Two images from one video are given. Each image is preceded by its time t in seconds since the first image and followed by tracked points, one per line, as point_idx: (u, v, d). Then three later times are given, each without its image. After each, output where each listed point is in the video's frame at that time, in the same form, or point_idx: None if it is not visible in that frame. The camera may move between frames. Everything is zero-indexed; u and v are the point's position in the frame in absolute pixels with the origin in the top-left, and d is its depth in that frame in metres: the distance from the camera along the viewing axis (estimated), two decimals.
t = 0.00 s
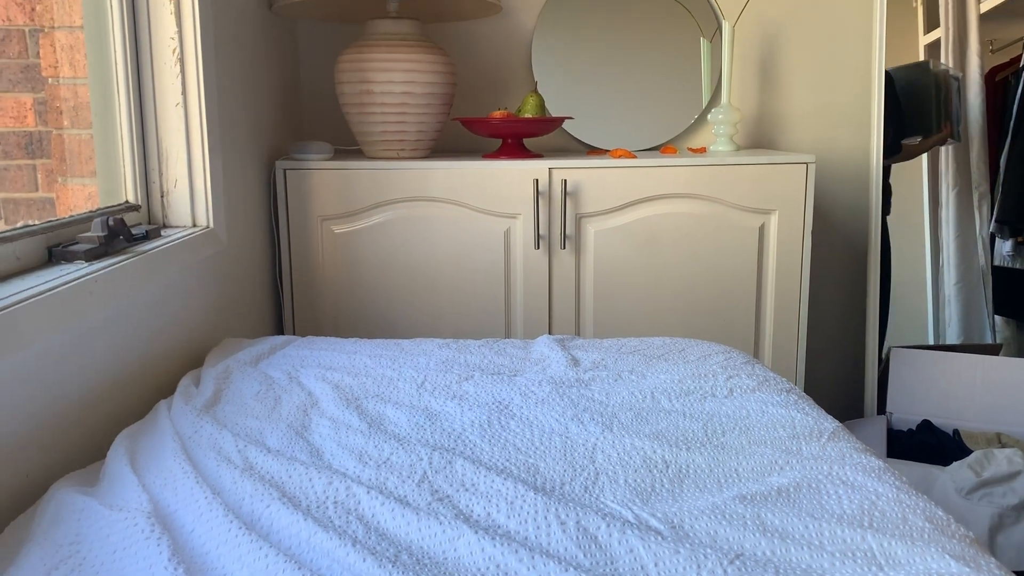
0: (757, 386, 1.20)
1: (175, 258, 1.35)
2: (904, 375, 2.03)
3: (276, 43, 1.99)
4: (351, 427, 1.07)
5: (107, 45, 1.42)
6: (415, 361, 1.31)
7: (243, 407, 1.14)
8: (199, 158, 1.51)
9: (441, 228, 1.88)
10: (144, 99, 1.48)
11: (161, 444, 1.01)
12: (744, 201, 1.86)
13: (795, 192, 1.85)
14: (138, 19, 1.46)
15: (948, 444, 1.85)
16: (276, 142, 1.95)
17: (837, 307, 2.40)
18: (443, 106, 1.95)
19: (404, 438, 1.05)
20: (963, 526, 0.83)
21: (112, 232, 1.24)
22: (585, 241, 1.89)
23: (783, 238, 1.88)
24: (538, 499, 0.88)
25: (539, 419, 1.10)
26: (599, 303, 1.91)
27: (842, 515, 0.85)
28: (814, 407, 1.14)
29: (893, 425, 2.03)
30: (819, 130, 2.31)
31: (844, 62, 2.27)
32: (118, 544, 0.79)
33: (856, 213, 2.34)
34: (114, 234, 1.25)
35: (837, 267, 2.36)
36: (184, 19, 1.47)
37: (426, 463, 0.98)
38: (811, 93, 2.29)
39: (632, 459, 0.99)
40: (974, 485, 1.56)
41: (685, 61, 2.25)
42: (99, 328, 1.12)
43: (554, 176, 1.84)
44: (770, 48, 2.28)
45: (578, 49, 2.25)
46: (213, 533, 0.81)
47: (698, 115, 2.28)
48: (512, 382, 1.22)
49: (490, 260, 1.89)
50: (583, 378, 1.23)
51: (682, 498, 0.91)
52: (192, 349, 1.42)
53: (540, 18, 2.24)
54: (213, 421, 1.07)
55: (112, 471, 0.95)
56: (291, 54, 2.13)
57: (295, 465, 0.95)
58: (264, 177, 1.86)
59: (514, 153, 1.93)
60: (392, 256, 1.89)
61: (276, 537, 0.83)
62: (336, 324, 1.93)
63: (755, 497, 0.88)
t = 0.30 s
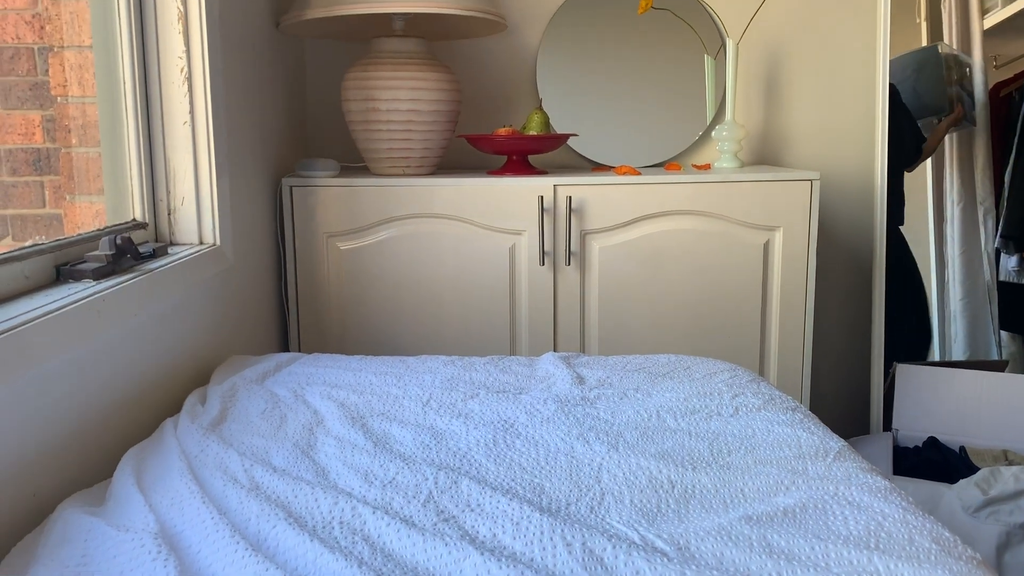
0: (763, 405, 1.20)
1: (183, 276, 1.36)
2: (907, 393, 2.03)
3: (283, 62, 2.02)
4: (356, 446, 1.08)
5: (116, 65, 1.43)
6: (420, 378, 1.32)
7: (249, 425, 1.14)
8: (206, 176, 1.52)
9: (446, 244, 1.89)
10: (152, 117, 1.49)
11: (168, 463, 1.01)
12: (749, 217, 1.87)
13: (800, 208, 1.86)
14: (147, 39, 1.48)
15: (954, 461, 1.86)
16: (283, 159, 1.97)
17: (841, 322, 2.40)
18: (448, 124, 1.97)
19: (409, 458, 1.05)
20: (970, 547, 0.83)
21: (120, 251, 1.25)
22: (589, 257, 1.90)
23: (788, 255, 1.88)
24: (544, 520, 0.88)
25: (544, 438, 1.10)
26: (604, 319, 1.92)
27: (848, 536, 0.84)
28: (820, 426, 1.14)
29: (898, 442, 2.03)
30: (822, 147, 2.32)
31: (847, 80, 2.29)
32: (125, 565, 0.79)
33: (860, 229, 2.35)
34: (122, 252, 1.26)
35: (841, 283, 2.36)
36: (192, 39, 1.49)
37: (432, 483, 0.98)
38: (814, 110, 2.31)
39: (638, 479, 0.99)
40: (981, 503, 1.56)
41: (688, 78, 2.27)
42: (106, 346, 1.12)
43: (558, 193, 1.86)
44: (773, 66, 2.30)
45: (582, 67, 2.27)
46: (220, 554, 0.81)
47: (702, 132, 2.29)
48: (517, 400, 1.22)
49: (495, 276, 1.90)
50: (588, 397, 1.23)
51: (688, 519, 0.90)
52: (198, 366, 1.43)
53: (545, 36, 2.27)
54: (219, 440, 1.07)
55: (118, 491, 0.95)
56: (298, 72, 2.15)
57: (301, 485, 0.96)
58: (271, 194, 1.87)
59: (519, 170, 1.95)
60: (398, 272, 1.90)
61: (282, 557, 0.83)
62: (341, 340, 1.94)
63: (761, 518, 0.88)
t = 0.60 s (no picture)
0: (765, 421, 1.20)
1: (186, 290, 1.36)
2: (908, 408, 2.03)
3: (288, 77, 2.04)
4: (359, 461, 1.08)
5: (121, 79, 1.45)
6: (422, 393, 1.32)
7: (251, 440, 1.14)
8: (211, 190, 1.53)
9: (448, 258, 1.90)
10: (157, 131, 1.50)
11: (171, 479, 1.01)
12: (751, 232, 1.88)
13: (802, 223, 1.87)
14: (152, 54, 1.49)
15: (957, 477, 1.85)
16: (286, 173, 1.98)
17: (842, 337, 2.40)
18: (451, 138, 1.98)
19: (411, 474, 1.05)
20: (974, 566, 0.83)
21: (124, 265, 1.25)
22: (591, 271, 1.90)
23: (790, 270, 1.89)
24: (547, 538, 0.88)
25: (547, 454, 1.10)
26: (606, 333, 1.92)
27: (851, 554, 0.84)
28: (822, 443, 1.14)
29: (901, 457, 2.03)
30: (823, 162, 2.33)
31: (847, 95, 2.30)
32: None
33: (861, 243, 2.35)
34: (126, 266, 1.26)
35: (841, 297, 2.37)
36: (197, 54, 1.50)
37: (434, 499, 0.97)
38: (814, 125, 2.32)
39: (640, 496, 0.98)
40: (984, 519, 1.56)
41: (690, 93, 2.28)
42: (109, 362, 1.12)
43: (561, 208, 1.87)
44: (774, 82, 2.31)
45: (584, 82, 2.28)
46: (223, 571, 0.81)
47: (704, 147, 2.30)
48: (520, 415, 1.22)
49: (498, 290, 1.90)
50: (590, 412, 1.23)
51: (690, 537, 0.90)
52: (199, 380, 1.43)
53: (547, 52, 2.28)
54: (222, 455, 1.07)
55: (121, 507, 0.95)
56: (302, 87, 2.17)
57: (303, 501, 0.95)
58: (274, 208, 1.88)
59: (521, 184, 1.96)
60: (400, 286, 1.91)
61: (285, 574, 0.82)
62: (343, 353, 1.95)
63: (763, 536, 0.88)
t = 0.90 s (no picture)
0: (765, 435, 1.20)
1: (188, 301, 1.37)
2: (909, 422, 2.03)
3: (290, 88, 2.05)
4: (359, 474, 1.08)
5: (125, 90, 1.45)
6: (423, 405, 1.32)
7: (252, 452, 1.14)
8: (213, 201, 1.54)
9: (449, 269, 1.90)
10: (160, 142, 1.51)
11: (172, 491, 1.01)
12: (752, 245, 1.89)
13: (802, 235, 1.88)
14: (156, 65, 1.50)
15: (957, 490, 1.85)
16: (288, 184, 1.99)
17: (842, 349, 2.41)
18: (454, 150, 1.99)
19: (412, 486, 1.05)
20: None
21: (126, 276, 1.26)
22: (592, 283, 1.91)
23: (790, 282, 1.90)
24: (547, 552, 0.88)
25: (548, 468, 1.10)
26: (606, 345, 1.93)
27: (851, 571, 0.84)
28: (822, 457, 1.14)
29: (903, 470, 2.03)
30: (823, 174, 2.34)
31: (846, 108, 2.31)
32: None
33: (860, 256, 2.36)
34: (128, 277, 1.27)
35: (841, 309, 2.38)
36: (201, 65, 1.51)
37: (434, 512, 0.97)
38: (814, 138, 2.33)
39: (640, 510, 0.98)
40: (984, 533, 1.57)
41: (691, 105, 2.29)
42: (111, 373, 1.13)
43: (562, 219, 1.88)
44: (775, 94, 2.32)
45: (586, 94, 2.29)
46: None
47: (705, 159, 2.31)
48: (520, 428, 1.22)
49: (499, 301, 1.91)
50: (590, 425, 1.23)
51: (691, 552, 0.90)
52: (200, 391, 1.44)
53: (549, 64, 2.30)
54: (223, 467, 1.07)
55: (122, 519, 0.95)
56: (305, 98, 2.18)
57: (304, 514, 0.95)
58: (276, 219, 1.89)
59: (523, 196, 1.97)
60: (401, 296, 1.92)
61: None
62: (344, 364, 1.95)
63: (763, 551, 0.88)
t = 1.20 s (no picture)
0: (766, 445, 1.20)
1: (191, 309, 1.37)
2: (909, 431, 2.03)
3: (293, 95, 2.06)
4: (360, 482, 1.08)
5: (129, 98, 1.46)
6: (424, 414, 1.32)
7: (254, 460, 1.14)
8: (216, 208, 1.54)
9: (451, 277, 1.91)
10: (164, 150, 1.52)
11: (174, 499, 1.01)
12: (752, 253, 1.89)
13: (803, 244, 1.89)
14: (160, 73, 1.51)
15: (956, 498, 1.88)
16: (290, 191, 2.00)
17: (843, 357, 2.41)
18: (456, 157, 2.00)
19: (413, 495, 1.05)
20: None
21: (129, 284, 1.26)
22: (593, 291, 1.92)
23: (791, 291, 1.91)
24: (548, 563, 0.88)
25: (549, 478, 1.10)
26: (607, 353, 1.93)
27: None
28: (823, 468, 1.14)
29: (903, 479, 2.04)
30: (823, 183, 2.35)
31: (848, 117, 2.32)
32: None
33: (860, 265, 2.37)
34: (131, 285, 1.27)
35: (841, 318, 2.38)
36: (204, 73, 1.51)
37: (435, 521, 0.97)
38: (815, 146, 2.34)
39: (641, 520, 0.98)
40: (984, 543, 1.59)
41: (692, 114, 2.30)
42: (114, 381, 1.13)
43: (563, 228, 1.88)
44: (776, 103, 2.33)
45: (587, 102, 2.30)
46: None
47: (706, 168, 2.32)
48: (521, 437, 1.22)
49: (500, 309, 1.91)
50: (591, 434, 1.24)
51: (691, 562, 0.90)
52: (202, 399, 1.44)
53: (550, 72, 2.30)
54: (224, 475, 1.07)
55: (123, 528, 0.95)
56: (307, 105, 2.19)
57: (305, 522, 0.95)
58: (278, 226, 1.90)
59: (524, 204, 1.98)
60: (403, 304, 1.92)
61: None
62: (345, 371, 1.95)
63: (764, 561, 0.88)
